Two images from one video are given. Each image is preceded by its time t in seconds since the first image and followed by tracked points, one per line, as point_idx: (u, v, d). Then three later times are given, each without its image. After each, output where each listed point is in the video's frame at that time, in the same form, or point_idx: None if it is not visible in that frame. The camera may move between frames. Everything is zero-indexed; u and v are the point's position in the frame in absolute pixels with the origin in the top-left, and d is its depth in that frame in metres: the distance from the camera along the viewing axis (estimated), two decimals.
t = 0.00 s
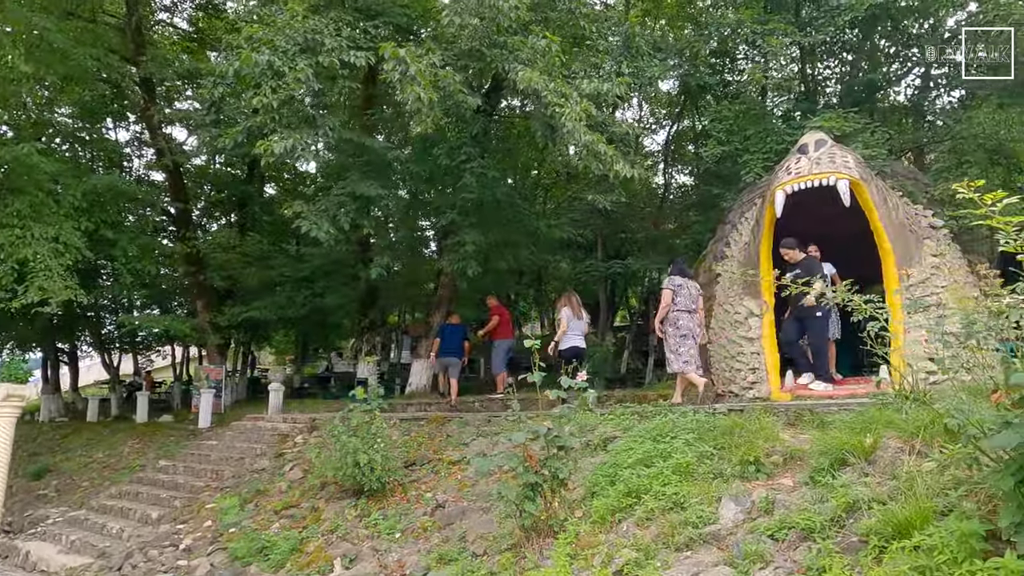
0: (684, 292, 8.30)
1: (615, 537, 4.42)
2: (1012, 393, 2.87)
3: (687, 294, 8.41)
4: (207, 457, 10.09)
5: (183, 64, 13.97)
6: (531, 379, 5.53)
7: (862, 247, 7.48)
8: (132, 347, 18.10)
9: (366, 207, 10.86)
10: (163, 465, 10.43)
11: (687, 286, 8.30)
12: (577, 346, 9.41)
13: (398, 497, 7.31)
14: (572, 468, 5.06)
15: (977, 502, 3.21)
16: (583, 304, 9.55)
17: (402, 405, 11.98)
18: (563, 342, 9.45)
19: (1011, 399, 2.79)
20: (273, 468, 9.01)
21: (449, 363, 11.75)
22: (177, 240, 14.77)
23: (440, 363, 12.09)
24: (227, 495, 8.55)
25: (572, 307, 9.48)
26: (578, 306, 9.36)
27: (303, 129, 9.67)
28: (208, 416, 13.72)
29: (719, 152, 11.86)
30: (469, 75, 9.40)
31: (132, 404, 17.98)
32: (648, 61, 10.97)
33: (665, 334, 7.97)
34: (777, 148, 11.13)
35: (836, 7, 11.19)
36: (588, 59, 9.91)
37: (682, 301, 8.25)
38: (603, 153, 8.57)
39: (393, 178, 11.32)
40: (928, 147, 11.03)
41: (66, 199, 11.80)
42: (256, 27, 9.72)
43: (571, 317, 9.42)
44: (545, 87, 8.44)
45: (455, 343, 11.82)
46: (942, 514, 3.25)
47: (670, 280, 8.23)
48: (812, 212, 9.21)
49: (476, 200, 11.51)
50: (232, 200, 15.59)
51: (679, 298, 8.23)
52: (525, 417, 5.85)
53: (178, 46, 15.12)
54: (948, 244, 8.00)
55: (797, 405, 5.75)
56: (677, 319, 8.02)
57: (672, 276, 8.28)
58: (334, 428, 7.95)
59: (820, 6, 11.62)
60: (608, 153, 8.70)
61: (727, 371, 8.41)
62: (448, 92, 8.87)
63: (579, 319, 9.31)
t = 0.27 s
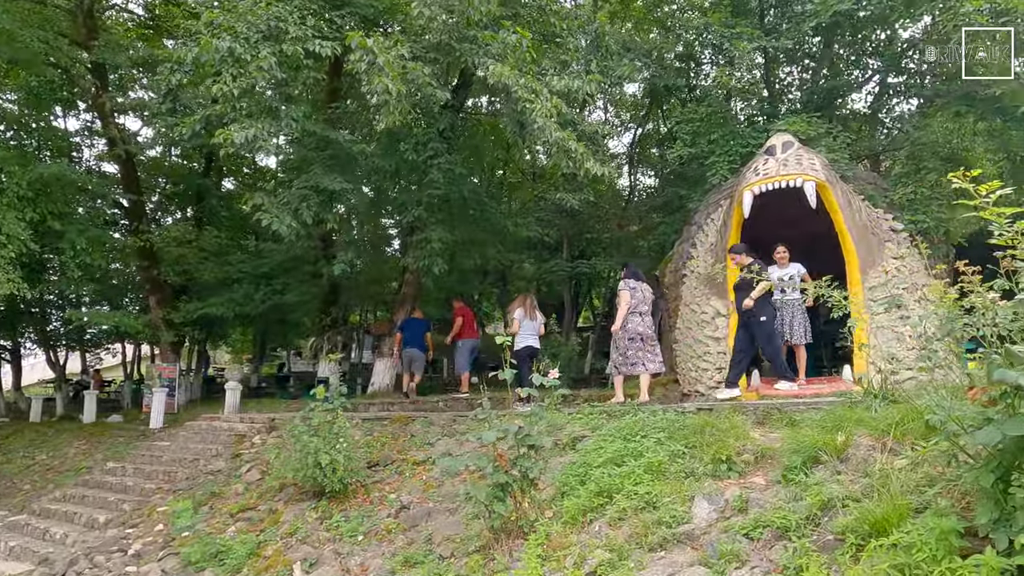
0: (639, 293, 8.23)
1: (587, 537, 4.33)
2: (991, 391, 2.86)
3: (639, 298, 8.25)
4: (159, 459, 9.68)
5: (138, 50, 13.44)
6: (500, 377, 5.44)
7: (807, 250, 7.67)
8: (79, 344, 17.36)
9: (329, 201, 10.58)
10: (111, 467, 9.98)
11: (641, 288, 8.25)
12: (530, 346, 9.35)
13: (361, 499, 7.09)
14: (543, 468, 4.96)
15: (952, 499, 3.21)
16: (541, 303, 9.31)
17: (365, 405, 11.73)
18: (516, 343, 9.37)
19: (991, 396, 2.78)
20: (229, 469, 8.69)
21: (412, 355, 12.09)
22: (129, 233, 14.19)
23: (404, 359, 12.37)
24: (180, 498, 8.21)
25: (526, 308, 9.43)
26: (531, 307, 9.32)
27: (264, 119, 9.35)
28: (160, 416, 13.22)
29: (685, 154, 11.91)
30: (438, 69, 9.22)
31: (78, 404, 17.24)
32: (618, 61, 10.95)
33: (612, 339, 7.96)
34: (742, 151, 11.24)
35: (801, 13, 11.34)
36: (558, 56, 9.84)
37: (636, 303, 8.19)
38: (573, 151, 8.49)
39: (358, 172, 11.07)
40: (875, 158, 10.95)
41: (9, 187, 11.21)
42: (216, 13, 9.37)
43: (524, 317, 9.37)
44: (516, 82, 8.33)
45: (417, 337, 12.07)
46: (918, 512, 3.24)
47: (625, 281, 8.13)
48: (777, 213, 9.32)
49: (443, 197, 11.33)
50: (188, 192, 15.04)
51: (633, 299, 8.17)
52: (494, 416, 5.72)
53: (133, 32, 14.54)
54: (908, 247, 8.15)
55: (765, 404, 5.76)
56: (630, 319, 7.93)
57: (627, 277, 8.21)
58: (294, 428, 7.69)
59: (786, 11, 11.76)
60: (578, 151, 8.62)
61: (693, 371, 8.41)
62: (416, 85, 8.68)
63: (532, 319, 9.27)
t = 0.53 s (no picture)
0: (592, 296, 8.16)
1: (563, 535, 4.22)
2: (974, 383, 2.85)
3: (595, 299, 8.19)
4: (113, 458, 9.29)
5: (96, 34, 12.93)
6: (474, 371, 5.22)
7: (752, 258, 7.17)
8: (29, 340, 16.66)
9: (295, 193, 10.30)
10: (62, 467, 9.54)
11: (595, 290, 8.18)
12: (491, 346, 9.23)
13: (327, 498, 6.88)
14: (517, 464, 4.83)
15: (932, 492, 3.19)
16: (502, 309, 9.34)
17: (331, 402, 11.46)
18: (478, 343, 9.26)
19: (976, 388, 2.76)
20: (188, 469, 8.37)
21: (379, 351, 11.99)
22: (85, 225, 13.58)
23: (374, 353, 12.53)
24: (135, 499, 7.87)
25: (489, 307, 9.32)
26: (494, 306, 9.21)
27: (228, 106, 9.04)
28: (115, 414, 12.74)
29: (657, 151, 11.93)
30: (410, 58, 9.02)
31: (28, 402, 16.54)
32: (591, 57, 10.90)
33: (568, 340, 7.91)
34: (713, 149, 11.30)
35: (772, 15, 11.45)
36: (533, 50, 9.74)
37: (590, 305, 8.12)
38: (547, 144, 8.39)
39: (325, 164, 10.81)
40: (841, 160, 11.04)
41: None
42: None
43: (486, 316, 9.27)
44: (490, 74, 8.20)
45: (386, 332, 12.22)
46: (899, 506, 3.21)
47: (577, 284, 8.14)
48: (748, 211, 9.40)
49: (413, 190, 11.13)
50: (148, 184, 14.49)
51: (586, 302, 8.11)
52: (466, 413, 5.58)
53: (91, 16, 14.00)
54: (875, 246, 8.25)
55: (739, 400, 5.74)
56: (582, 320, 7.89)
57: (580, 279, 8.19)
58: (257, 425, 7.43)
59: (756, 13, 11.87)
60: (552, 145, 8.52)
61: (665, 369, 8.39)
62: (388, 74, 8.48)
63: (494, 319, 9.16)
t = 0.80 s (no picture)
0: (550, 294, 7.97)
1: (544, 536, 4.08)
2: (969, 380, 2.80)
3: (554, 297, 8.01)
4: (70, 457, 8.90)
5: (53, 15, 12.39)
6: (453, 367, 5.02)
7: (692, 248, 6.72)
8: None
9: (265, 184, 9.99)
10: (16, 466, 9.12)
11: (553, 287, 7.99)
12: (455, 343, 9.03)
13: (296, 499, 6.64)
14: (496, 463, 4.68)
15: (924, 491, 3.14)
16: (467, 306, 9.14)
17: (300, 399, 11.17)
18: (442, 340, 9.12)
19: (973, 384, 2.70)
20: (150, 468, 8.05)
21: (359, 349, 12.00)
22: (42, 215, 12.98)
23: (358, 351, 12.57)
24: (93, 500, 7.53)
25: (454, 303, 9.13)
26: (459, 303, 9.02)
27: (195, 92, 8.70)
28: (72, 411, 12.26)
29: (634, 148, 11.88)
30: (386, 46, 8.79)
31: None
32: (569, 51, 10.78)
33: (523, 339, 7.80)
34: (690, 146, 11.27)
35: (749, 13, 11.45)
36: (512, 41, 9.58)
37: (547, 303, 7.95)
38: (526, 137, 8.25)
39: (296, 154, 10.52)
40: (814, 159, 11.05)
41: None
42: None
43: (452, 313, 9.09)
44: (469, 64, 8.04)
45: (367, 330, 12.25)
46: (889, 504, 3.15)
47: (534, 284, 8.04)
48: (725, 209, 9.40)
49: (387, 183, 10.89)
50: (110, 173, 13.97)
51: (541, 301, 7.96)
52: (442, 411, 5.41)
53: None
54: (850, 245, 8.29)
55: (720, 398, 5.67)
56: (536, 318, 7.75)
57: (538, 278, 8.06)
58: (223, 422, 7.16)
59: (733, 11, 11.89)
60: (530, 138, 8.38)
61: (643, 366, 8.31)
62: (362, 62, 8.23)
63: (459, 315, 8.99)
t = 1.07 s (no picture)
0: (517, 295, 7.87)
1: (530, 537, 3.98)
2: (970, 378, 2.74)
3: (522, 298, 7.90)
4: (32, 455, 8.58)
5: None
6: (437, 364, 4.88)
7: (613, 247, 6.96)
8: None
9: (240, 174, 9.72)
10: None
11: (520, 289, 7.88)
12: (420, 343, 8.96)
13: (270, 498, 6.46)
14: (479, 462, 4.56)
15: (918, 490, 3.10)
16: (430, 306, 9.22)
17: (274, 395, 10.92)
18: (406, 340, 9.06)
19: (977, 383, 2.65)
20: (117, 466, 7.78)
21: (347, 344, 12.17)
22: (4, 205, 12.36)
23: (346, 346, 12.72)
24: (56, 500, 7.25)
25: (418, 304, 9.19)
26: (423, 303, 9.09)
27: (167, 78, 8.41)
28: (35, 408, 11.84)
29: (614, 144, 11.82)
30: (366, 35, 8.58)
31: None
32: (551, 45, 10.67)
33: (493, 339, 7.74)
34: (671, 143, 11.24)
35: (730, 11, 11.45)
36: (494, 33, 9.44)
37: (515, 304, 7.85)
38: (509, 130, 8.12)
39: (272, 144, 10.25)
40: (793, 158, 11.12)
41: None
42: None
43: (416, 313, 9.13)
44: (452, 55, 7.88)
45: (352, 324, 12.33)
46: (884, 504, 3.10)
47: (503, 284, 7.94)
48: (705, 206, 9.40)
49: (366, 175, 10.69)
50: (77, 162, 13.32)
51: (509, 302, 7.84)
52: (423, 408, 5.27)
53: None
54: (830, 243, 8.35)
55: (704, 396, 5.62)
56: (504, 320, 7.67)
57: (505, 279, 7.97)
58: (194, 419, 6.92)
59: (714, 9, 11.87)
60: (514, 131, 8.25)
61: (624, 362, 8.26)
62: (342, 50, 8.02)
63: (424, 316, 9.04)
